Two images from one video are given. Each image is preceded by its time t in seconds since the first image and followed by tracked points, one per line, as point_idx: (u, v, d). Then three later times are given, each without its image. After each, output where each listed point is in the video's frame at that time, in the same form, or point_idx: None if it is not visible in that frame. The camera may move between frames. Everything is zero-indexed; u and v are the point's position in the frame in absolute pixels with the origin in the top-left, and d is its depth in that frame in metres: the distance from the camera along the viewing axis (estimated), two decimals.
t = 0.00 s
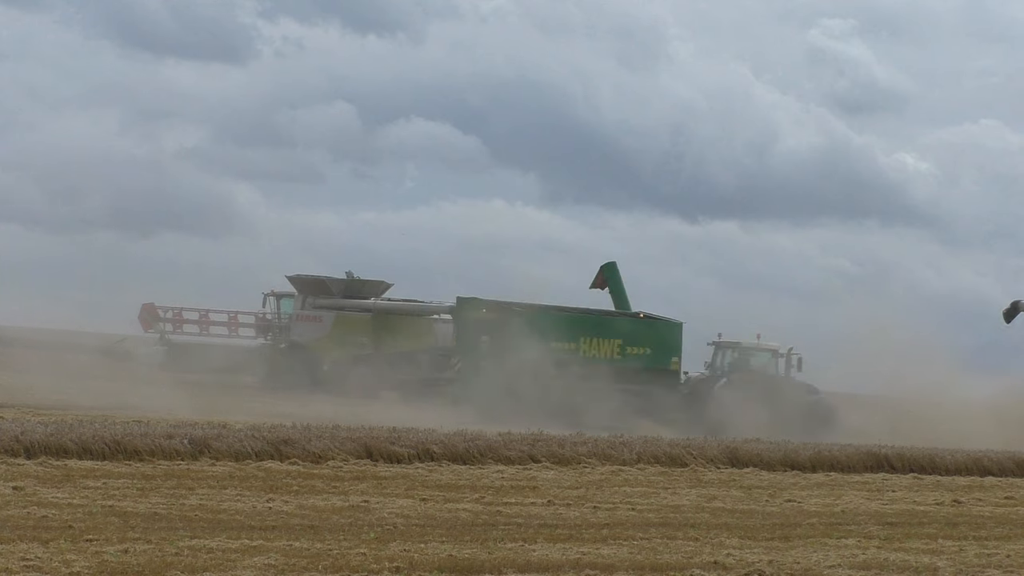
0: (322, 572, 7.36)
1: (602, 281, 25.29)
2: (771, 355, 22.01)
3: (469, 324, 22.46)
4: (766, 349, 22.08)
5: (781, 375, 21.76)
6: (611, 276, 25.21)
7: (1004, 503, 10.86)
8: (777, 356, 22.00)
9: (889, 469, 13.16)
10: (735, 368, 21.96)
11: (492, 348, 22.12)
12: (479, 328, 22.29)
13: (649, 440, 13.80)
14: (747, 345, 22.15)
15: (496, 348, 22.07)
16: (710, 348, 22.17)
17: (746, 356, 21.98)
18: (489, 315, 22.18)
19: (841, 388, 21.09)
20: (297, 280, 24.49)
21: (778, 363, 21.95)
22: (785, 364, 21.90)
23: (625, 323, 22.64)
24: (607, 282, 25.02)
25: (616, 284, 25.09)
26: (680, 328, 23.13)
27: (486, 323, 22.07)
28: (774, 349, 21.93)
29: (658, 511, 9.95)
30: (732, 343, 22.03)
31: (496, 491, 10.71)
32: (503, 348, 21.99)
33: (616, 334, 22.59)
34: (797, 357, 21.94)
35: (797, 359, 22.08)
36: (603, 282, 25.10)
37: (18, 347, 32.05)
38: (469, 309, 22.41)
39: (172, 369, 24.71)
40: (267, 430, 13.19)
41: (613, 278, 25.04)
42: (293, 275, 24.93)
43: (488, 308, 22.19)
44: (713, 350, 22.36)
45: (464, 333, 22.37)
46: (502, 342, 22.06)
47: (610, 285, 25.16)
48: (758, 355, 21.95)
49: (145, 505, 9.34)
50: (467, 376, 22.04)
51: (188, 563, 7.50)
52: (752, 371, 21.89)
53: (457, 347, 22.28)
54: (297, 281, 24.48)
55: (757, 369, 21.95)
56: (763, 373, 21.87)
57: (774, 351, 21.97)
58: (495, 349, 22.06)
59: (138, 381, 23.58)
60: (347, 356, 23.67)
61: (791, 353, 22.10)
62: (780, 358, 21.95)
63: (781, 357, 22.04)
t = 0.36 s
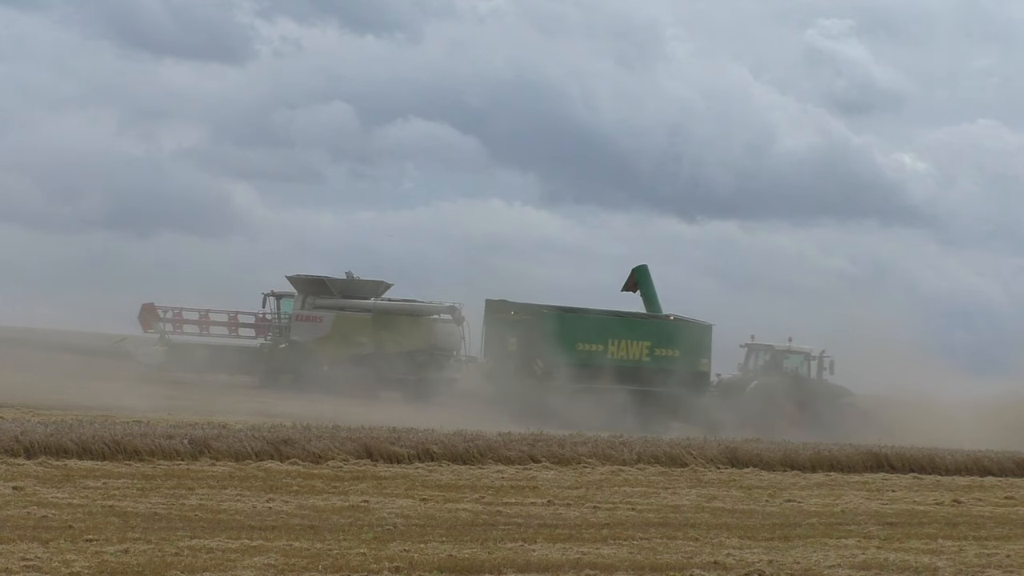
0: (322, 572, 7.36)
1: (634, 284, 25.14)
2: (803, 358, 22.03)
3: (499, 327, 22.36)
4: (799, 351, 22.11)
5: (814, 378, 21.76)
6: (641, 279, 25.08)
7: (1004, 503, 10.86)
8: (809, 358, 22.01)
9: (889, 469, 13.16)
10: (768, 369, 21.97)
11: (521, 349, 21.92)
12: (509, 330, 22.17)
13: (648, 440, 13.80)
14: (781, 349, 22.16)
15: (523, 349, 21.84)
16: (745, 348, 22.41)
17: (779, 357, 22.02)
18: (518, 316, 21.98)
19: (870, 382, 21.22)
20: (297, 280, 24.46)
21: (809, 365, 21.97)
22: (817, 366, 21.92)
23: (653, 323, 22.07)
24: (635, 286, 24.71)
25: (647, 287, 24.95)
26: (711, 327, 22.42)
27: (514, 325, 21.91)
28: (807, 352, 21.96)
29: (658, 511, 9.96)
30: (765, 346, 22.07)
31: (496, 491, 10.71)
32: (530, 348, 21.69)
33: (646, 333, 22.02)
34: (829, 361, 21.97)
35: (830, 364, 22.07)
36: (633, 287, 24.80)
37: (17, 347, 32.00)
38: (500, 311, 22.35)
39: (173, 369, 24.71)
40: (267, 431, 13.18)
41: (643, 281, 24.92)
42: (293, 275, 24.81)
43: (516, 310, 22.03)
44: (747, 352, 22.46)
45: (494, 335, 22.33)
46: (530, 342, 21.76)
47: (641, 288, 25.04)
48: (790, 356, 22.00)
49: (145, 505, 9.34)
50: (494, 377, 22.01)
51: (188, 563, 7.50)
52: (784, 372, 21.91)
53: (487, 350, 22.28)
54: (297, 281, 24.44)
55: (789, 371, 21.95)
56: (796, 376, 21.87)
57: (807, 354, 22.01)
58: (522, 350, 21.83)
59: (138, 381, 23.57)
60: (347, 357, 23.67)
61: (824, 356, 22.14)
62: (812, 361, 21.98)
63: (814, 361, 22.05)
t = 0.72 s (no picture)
0: (322, 572, 7.35)
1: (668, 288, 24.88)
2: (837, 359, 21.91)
3: (529, 329, 21.62)
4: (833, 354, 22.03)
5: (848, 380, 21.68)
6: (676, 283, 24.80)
7: (1004, 503, 10.85)
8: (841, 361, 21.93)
9: (889, 469, 13.16)
10: (803, 373, 21.89)
11: (552, 353, 21.23)
12: (539, 332, 21.47)
13: (648, 440, 13.78)
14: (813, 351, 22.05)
15: (555, 353, 21.14)
16: (778, 351, 22.27)
17: (813, 359, 21.91)
18: (549, 320, 21.29)
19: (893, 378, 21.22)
20: (296, 280, 24.47)
21: (843, 367, 21.91)
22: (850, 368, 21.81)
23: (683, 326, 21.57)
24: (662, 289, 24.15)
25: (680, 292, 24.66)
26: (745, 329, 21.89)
27: (546, 328, 21.18)
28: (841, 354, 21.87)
29: (658, 511, 9.95)
30: (800, 349, 21.97)
31: (496, 491, 10.70)
32: (563, 352, 21.07)
33: (676, 336, 21.53)
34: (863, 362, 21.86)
35: (862, 364, 22.02)
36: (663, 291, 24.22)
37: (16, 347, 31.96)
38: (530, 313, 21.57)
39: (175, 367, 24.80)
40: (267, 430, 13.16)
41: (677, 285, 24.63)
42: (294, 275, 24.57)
43: (548, 314, 21.30)
44: (780, 356, 22.35)
45: (523, 338, 21.56)
46: (563, 346, 21.11)
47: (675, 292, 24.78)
48: (824, 359, 21.90)
49: (145, 504, 9.33)
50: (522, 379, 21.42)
51: (187, 563, 7.48)
52: (819, 376, 21.81)
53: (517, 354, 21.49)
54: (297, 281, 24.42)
55: (824, 374, 21.86)
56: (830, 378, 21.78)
57: (841, 356, 21.94)
58: (553, 354, 21.17)
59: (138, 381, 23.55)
60: (346, 357, 23.68)
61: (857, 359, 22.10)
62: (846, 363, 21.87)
63: (847, 363, 21.98)
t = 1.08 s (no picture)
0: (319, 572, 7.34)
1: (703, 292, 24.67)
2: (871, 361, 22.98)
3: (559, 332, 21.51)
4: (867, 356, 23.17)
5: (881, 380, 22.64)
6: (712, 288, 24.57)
7: (1001, 503, 10.86)
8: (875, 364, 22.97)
9: (886, 470, 13.17)
10: (835, 373, 23.11)
11: (582, 355, 21.11)
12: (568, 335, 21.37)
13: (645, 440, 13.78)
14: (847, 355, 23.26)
15: (585, 355, 21.03)
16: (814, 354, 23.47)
17: (844, 361, 23.18)
18: (581, 323, 21.14)
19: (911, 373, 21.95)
20: (294, 279, 24.45)
21: (876, 368, 22.94)
22: (884, 370, 22.72)
23: (714, 329, 21.32)
24: (696, 293, 24.09)
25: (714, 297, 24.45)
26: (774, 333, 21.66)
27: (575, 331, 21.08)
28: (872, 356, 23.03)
29: (655, 511, 9.95)
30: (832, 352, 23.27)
31: (493, 491, 10.70)
32: (593, 355, 20.95)
33: (707, 339, 21.30)
34: (897, 365, 22.66)
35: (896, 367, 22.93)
36: (697, 294, 24.15)
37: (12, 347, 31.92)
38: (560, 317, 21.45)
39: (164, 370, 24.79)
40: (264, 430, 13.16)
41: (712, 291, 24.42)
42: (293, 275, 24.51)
43: (579, 318, 21.16)
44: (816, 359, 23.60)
45: (554, 340, 21.45)
46: (592, 349, 20.99)
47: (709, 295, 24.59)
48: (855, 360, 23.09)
49: (142, 504, 9.32)
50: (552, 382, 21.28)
51: (185, 563, 7.48)
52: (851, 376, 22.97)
53: (547, 357, 21.39)
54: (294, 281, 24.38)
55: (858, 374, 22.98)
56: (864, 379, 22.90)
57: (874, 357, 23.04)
58: (584, 357, 21.04)
59: (134, 381, 23.53)
60: (343, 357, 23.68)
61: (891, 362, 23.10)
62: (879, 365, 22.85)
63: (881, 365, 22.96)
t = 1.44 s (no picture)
0: (317, 573, 7.35)
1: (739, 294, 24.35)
2: (909, 366, 22.92)
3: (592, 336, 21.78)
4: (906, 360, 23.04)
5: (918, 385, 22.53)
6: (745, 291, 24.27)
7: (999, 503, 10.88)
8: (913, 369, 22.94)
9: (884, 470, 13.19)
10: (871, 377, 23.07)
11: (614, 358, 21.35)
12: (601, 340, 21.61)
13: (643, 440, 13.80)
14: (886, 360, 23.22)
15: (617, 358, 21.25)
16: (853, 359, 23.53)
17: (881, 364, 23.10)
18: (613, 327, 21.45)
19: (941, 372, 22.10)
20: (292, 280, 24.45)
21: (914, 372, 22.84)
22: (922, 375, 22.63)
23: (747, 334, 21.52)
24: (735, 298, 24.08)
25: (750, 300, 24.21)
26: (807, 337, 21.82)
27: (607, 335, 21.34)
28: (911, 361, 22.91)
29: (653, 511, 9.96)
30: (869, 355, 23.23)
31: (491, 491, 10.72)
32: (624, 357, 21.18)
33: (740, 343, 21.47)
34: (935, 369, 22.55)
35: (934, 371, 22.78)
36: (736, 298, 24.14)
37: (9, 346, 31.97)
38: (593, 322, 21.72)
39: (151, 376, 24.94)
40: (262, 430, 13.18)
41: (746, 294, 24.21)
42: (291, 275, 24.52)
43: (611, 322, 21.49)
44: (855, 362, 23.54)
45: (586, 345, 21.73)
46: (625, 352, 21.22)
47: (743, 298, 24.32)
48: (893, 364, 23.03)
49: (140, 505, 9.33)
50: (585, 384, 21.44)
51: (183, 563, 7.47)
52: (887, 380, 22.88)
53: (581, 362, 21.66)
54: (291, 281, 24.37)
55: (895, 378, 22.91)
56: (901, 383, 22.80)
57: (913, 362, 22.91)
58: (616, 360, 21.25)
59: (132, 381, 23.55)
60: (341, 357, 23.68)
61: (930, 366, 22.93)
62: (918, 370, 22.81)
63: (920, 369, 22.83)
